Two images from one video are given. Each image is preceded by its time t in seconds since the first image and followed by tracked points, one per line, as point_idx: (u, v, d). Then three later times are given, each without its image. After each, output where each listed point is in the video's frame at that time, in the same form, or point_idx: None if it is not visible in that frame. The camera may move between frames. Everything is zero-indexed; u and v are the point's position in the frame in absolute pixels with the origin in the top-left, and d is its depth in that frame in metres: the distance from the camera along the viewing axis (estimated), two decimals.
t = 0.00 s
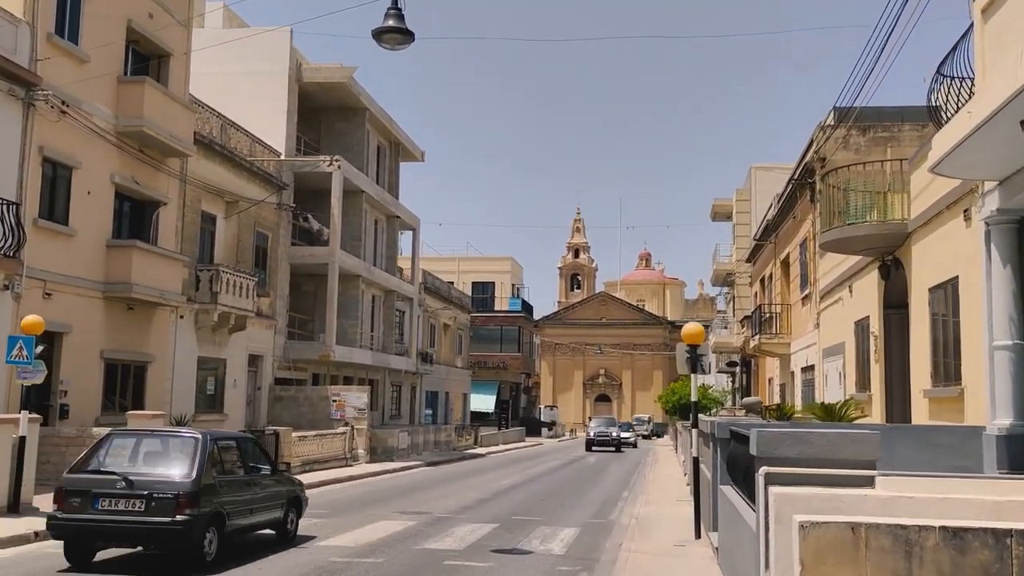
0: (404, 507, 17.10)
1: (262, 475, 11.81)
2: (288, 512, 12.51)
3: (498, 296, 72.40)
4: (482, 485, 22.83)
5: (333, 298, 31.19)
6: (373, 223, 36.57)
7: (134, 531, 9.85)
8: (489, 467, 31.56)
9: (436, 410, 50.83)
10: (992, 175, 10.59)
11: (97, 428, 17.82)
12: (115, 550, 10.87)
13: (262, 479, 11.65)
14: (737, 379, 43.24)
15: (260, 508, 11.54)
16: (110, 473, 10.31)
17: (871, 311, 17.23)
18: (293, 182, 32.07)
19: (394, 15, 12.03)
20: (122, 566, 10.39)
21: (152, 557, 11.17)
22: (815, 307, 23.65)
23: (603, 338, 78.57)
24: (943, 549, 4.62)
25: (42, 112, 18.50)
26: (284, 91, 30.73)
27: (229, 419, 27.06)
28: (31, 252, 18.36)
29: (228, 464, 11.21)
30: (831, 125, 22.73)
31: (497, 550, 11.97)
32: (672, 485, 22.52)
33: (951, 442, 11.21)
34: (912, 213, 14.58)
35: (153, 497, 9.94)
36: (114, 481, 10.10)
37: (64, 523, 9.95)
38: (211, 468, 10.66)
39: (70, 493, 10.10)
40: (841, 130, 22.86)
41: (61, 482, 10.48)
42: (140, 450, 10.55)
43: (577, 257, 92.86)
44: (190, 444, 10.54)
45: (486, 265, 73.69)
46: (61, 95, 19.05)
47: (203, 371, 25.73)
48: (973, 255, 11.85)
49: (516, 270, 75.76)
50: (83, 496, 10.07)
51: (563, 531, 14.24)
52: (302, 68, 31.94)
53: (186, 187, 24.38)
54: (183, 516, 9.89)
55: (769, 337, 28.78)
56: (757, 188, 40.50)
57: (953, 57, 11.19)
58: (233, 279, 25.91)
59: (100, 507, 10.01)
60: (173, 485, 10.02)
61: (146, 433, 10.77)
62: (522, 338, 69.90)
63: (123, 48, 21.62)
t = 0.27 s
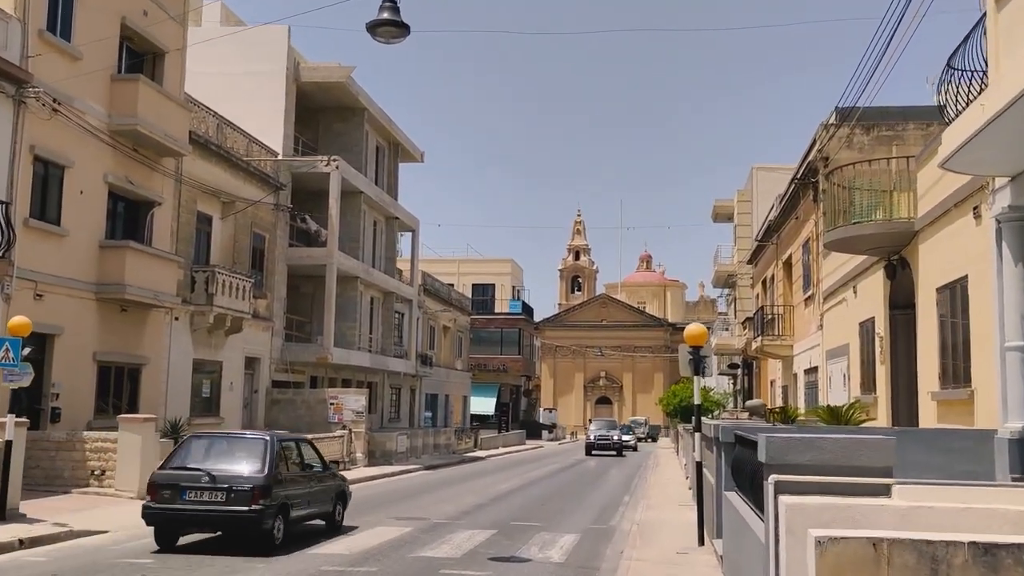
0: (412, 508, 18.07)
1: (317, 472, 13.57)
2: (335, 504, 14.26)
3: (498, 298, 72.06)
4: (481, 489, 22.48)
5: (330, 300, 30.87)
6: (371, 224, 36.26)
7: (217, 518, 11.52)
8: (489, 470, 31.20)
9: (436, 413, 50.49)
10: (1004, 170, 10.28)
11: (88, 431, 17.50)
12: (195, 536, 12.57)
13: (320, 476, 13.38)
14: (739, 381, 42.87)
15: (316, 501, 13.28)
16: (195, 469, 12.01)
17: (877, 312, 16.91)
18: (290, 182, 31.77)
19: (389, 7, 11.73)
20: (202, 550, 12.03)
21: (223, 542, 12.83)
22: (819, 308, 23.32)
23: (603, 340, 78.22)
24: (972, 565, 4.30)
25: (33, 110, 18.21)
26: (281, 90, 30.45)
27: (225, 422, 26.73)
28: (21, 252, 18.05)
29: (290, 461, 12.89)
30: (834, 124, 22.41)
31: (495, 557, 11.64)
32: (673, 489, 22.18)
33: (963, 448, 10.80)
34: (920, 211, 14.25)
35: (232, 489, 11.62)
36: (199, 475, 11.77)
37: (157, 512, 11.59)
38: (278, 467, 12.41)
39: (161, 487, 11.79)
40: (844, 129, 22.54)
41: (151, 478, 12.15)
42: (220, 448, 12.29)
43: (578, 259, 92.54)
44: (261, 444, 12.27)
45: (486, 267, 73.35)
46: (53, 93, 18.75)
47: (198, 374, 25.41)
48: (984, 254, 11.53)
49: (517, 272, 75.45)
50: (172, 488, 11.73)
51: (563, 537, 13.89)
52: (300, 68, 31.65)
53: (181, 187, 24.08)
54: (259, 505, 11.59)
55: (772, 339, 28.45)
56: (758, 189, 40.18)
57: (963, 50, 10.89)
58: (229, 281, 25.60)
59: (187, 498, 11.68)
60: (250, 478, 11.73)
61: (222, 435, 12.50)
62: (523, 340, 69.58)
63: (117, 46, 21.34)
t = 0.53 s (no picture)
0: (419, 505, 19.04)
1: (357, 468, 15.43)
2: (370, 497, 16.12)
3: (498, 300, 71.74)
4: (478, 493, 22.16)
5: (327, 301, 30.56)
6: (368, 225, 35.97)
7: (277, 506, 13.39)
8: (488, 473, 30.87)
9: (434, 415, 50.15)
10: (1014, 164, 9.98)
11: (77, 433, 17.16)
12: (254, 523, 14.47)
13: (361, 471, 15.24)
14: (739, 384, 42.54)
15: (357, 493, 15.12)
16: (255, 464, 13.91)
17: (880, 312, 16.62)
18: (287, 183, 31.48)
19: None
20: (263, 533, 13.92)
21: (278, 528, 14.74)
22: (821, 309, 23.03)
23: (603, 343, 77.89)
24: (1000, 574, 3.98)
25: (22, 107, 17.90)
26: (278, 89, 30.19)
27: (220, 424, 26.41)
28: (10, 251, 17.75)
29: (334, 458, 14.72)
30: (836, 122, 22.13)
31: (490, 562, 11.32)
32: (673, 492, 21.84)
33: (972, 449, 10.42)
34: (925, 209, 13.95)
35: (289, 481, 13.49)
36: (259, 470, 13.65)
37: (225, 501, 13.49)
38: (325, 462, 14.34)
39: (227, 480, 13.67)
40: (846, 127, 22.27)
41: (218, 473, 14.04)
42: (275, 446, 14.18)
43: (578, 262, 92.25)
44: (310, 442, 14.18)
45: (486, 270, 73.03)
46: (42, 90, 18.45)
47: (192, 376, 25.10)
48: (992, 250, 11.22)
49: (516, 275, 75.14)
50: (236, 481, 13.61)
51: (560, 542, 13.57)
52: (296, 67, 31.38)
53: (174, 186, 23.79)
54: (311, 495, 13.47)
55: (773, 341, 28.16)
56: (759, 190, 39.90)
57: (971, 41, 10.60)
58: (223, 281, 25.30)
59: (250, 490, 13.56)
60: (303, 472, 13.62)
61: (276, 436, 14.42)
62: (522, 343, 69.27)
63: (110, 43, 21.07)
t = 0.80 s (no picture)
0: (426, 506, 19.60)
1: (385, 466, 16.89)
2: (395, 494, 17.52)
3: (496, 302, 71.39)
4: (474, 496, 21.81)
5: (322, 302, 30.23)
6: (364, 226, 35.66)
7: (321, 499, 14.84)
8: (485, 476, 30.49)
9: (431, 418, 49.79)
10: None
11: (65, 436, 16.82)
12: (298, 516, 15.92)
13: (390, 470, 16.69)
14: (738, 386, 42.21)
15: (387, 489, 16.56)
16: (299, 463, 15.37)
17: (882, 312, 16.32)
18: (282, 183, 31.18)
19: None
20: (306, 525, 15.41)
21: (316, 520, 16.17)
22: (821, 310, 22.72)
23: (602, 345, 77.55)
24: None
25: (9, 104, 17.57)
26: (272, 88, 29.86)
27: (213, 427, 26.05)
28: None
29: (368, 457, 16.24)
30: (838, 120, 21.86)
31: (484, 570, 10.99)
32: (672, 496, 21.51)
33: (980, 454, 10.07)
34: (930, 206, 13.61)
35: (331, 477, 14.93)
36: (303, 467, 15.08)
37: (275, 495, 14.92)
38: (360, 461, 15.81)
39: (274, 477, 15.12)
40: (847, 125, 22.02)
41: (265, 471, 15.46)
42: (315, 446, 15.61)
43: (576, 264, 91.93)
44: (347, 442, 15.66)
45: (484, 271, 72.67)
46: (30, 85, 18.12)
47: (184, 378, 24.76)
48: (1000, 248, 10.90)
49: (515, 276, 74.80)
50: (284, 478, 15.05)
51: (556, 548, 13.23)
52: (291, 65, 31.06)
53: (166, 186, 23.47)
54: (351, 490, 14.91)
55: (773, 342, 27.85)
56: (758, 190, 39.60)
57: (979, 31, 10.28)
58: (216, 282, 24.98)
59: (296, 486, 15.01)
60: (343, 468, 15.07)
61: (315, 438, 15.86)
62: (520, 344, 68.92)
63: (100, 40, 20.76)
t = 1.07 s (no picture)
0: (431, 505, 20.15)
1: (409, 466, 18.37)
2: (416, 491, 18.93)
3: (493, 305, 71.05)
4: (469, 501, 21.45)
5: (317, 304, 29.88)
6: (360, 227, 35.35)
7: (355, 495, 16.29)
8: (480, 481, 30.11)
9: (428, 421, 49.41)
10: None
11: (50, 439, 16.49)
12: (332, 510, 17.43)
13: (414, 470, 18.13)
14: (737, 389, 41.87)
15: (411, 487, 18.07)
16: (333, 463, 16.89)
17: (885, 313, 16.02)
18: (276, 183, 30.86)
19: None
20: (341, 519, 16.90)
21: (347, 515, 17.67)
22: (822, 311, 22.41)
23: (599, 348, 77.22)
24: None
25: None
26: (266, 88, 29.55)
27: (205, 430, 25.69)
28: None
29: (394, 457, 17.74)
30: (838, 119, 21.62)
31: None
32: (671, 500, 21.17)
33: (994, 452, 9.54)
34: (935, 203, 13.31)
35: (363, 476, 16.40)
36: (339, 467, 16.57)
37: (314, 492, 16.45)
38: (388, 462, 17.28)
39: (313, 475, 16.61)
40: (848, 124, 21.78)
41: (304, 470, 17.01)
42: (348, 447, 17.06)
43: (574, 268, 91.63)
44: (377, 444, 17.13)
45: (481, 274, 72.35)
46: (17, 81, 17.82)
47: (176, 380, 24.42)
48: (1008, 244, 10.60)
49: (512, 279, 74.47)
50: (321, 476, 16.60)
51: (552, 553, 12.90)
52: (286, 65, 30.76)
53: (157, 185, 23.15)
54: (382, 487, 16.42)
55: (772, 345, 27.55)
56: (757, 192, 39.33)
57: (986, 21, 9.99)
58: (207, 283, 24.65)
59: (332, 483, 16.48)
60: (374, 468, 16.51)
61: (346, 441, 17.39)
62: (517, 348, 68.56)
63: (89, 36, 20.46)
